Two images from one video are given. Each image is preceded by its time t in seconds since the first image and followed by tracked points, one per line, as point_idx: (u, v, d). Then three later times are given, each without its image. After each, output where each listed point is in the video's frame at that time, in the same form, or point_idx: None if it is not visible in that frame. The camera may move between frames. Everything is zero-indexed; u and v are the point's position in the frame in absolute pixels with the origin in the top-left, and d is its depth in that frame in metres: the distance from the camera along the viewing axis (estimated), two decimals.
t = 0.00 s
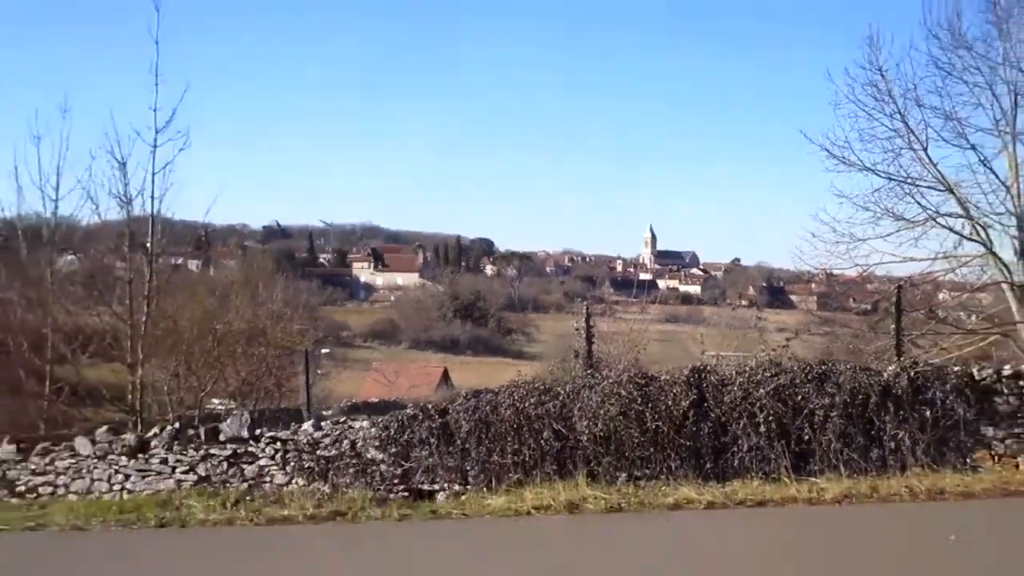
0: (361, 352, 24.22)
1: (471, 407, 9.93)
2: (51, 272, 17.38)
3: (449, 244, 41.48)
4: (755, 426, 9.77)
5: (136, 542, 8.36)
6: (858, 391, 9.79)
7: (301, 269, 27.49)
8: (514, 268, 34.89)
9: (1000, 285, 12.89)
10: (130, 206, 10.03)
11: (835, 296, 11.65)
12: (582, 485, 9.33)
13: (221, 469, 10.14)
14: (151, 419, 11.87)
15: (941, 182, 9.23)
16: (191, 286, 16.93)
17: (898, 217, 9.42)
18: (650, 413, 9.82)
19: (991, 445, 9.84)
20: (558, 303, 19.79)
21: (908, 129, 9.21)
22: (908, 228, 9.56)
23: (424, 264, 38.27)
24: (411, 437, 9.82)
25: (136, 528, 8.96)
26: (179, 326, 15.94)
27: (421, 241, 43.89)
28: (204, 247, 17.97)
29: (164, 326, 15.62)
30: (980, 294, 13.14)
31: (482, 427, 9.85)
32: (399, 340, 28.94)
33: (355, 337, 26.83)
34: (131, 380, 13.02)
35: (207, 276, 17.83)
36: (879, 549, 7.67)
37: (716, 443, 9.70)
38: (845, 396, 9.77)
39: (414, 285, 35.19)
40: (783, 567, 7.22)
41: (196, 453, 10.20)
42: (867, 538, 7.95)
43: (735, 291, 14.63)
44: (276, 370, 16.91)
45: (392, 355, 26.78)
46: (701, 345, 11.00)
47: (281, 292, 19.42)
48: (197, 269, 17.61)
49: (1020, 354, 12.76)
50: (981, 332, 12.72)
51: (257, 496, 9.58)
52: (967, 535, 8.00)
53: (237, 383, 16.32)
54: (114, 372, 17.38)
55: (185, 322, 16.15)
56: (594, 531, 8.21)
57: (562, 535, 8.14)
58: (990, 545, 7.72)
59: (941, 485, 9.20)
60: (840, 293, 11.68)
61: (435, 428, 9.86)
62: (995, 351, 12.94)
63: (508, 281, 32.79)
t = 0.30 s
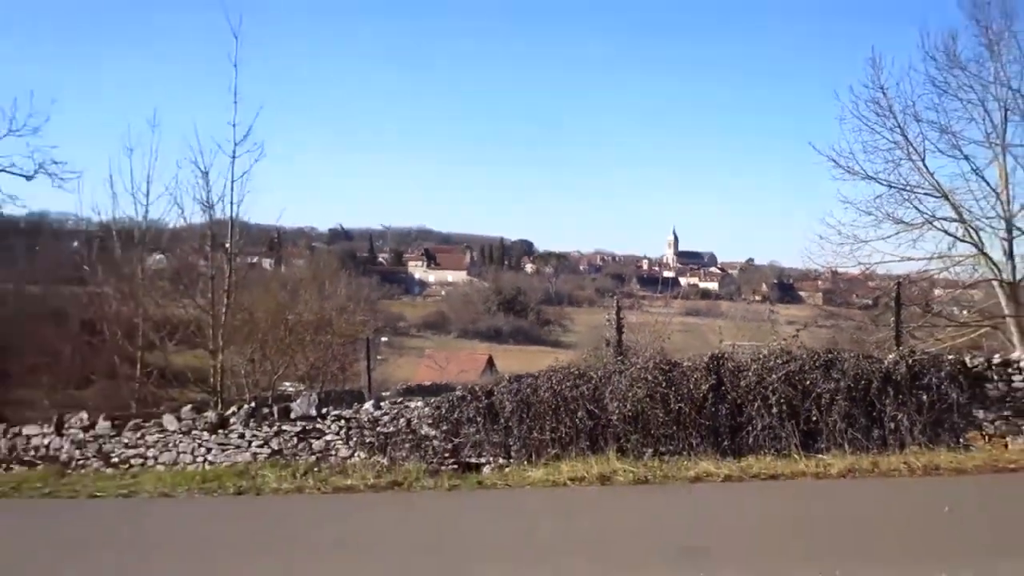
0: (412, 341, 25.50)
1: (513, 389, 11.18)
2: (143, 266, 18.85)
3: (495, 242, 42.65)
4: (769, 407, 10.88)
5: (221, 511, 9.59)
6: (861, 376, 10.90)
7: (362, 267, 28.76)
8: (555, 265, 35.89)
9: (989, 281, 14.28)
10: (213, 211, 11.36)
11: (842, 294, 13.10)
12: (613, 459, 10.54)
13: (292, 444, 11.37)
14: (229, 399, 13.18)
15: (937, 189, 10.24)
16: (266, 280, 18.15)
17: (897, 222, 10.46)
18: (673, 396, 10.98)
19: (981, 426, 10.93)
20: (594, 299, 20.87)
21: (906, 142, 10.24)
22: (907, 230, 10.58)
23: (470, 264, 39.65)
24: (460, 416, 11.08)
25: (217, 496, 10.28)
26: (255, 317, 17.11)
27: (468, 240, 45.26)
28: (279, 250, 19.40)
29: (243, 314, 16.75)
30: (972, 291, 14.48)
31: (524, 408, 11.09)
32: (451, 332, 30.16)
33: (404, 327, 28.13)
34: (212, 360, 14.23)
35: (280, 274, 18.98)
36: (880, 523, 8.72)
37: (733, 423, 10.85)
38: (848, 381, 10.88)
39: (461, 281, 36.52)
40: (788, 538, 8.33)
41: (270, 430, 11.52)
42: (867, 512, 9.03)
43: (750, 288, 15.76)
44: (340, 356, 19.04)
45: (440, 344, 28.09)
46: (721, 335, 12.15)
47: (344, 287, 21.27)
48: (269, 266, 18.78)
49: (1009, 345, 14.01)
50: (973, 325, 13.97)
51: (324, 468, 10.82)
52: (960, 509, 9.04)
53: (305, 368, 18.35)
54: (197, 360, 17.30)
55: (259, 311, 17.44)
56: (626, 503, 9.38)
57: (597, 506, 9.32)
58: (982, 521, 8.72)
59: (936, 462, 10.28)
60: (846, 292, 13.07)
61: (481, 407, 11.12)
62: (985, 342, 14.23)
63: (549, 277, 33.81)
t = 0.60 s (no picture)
0: (462, 336, 26.67)
1: (560, 379, 12.18)
2: (222, 266, 19.55)
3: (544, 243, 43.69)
4: (798, 397, 11.73)
5: (296, 490, 10.72)
6: (883, 368, 11.74)
7: (423, 269, 30.05)
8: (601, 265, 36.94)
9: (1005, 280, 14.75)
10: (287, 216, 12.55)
11: (864, 294, 13.80)
12: (652, 444, 11.50)
13: (358, 429, 12.41)
14: (301, 388, 14.46)
15: (956, 195, 10.98)
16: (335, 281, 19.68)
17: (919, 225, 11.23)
18: (708, 385, 11.89)
19: (999, 416, 11.66)
20: (635, 297, 21.83)
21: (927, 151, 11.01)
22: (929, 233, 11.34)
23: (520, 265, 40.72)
24: (512, 403, 12.11)
25: (291, 475, 11.38)
26: (325, 313, 18.51)
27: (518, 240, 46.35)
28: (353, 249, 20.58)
29: (315, 310, 18.24)
30: (988, 290, 15.01)
31: (570, 396, 12.07)
32: (503, 327, 31.33)
33: (456, 321, 29.29)
34: (288, 353, 15.59)
35: (347, 273, 20.15)
36: (900, 508, 9.48)
37: (764, 411, 11.73)
38: (872, 373, 11.72)
39: (511, 280, 37.61)
40: (812, 521, 9.17)
41: (338, 416, 12.65)
42: (887, 497, 9.82)
43: (779, 285, 16.69)
44: (404, 349, 20.52)
45: (489, 337, 29.19)
46: (752, 330, 13.04)
47: (406, 284, 22.73)
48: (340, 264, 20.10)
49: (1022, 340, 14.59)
50: (989, 320, 14.67)
51: (387, 450, 11.88)
52: (978, 496, 9.73)
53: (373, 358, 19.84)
54: (274, 351, 18.42)
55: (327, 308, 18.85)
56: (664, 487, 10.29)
57: (637, 489, 10.26)
58: (998, 507, 9.38)
59: (954, 448, 11.07)
60: (868, 292, 13.69)
61: (531, 396, 12.13)
62: (1001, 337, 14.83)
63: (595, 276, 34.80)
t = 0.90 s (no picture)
0: (526, 321, 27.89)
1: (618, 362, 13.18)
2: (308, 257, 21.19)
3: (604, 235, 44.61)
4: (840, 381, 12.57)
5: (379, 459, 11.98)
6: (922, 356, 12.52)
7: (490, 259, 31.34)
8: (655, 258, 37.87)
9: None
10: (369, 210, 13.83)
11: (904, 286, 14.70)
12: (703, 424, 12.49)
13: (432, 405, 13.59)
14: (381, 367, 15.85)
15: (992, 194, 11.67)
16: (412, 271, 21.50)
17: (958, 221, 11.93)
18: (756, 369, 12.78)
19: None
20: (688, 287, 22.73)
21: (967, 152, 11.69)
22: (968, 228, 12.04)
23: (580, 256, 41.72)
24: (573, 383, 13.17)
25: (371, 445, 12.61)
26: (402, 299, 20.12)
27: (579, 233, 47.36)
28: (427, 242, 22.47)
29: (393, 296, 19.81)
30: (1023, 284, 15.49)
31: (627, 377, 13.08)
32: (563, 313, 32.40)
33: (520, 307, 30.48)
34: (369, 336, 17.00)
35: (422, 264, 22.14)
36: (940, 487, 10.16)
37: (808, 394, 12.60)
38: (911, 360, 12.51)
39: (572, 272, 38.68)
40: (853, 498, 9.91)
41: (414, 392, 13.85)
42: (929, 476, 10.51)
43: (824, 280, 17.55)
44: (473, 333, 21.81)
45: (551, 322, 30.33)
46: (797, 320, 13.91)
47: (474, 273, 24.08)
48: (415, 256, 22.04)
49: None
50: None
51: (458, 425, 13.05)
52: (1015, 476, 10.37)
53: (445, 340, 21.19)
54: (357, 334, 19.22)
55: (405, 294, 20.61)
56: (715, 465, 11.19)
57: (688, 466, 11.21)
58: None
59: (988, 431, 11.83)
60: (907, 285, 14.62)
61: (591, 377, 13.17)
62: None
63: (650, 267, 35.74)
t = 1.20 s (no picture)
0: (590, 315, 28.81)
1: (678, 352, 13.93)
2: (388, 255, 22.60)
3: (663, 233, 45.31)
4: (893, 372, 13.18)
5: (455, 441, 13.01)
6: (974, 350, 13.11)
7: (555, 257, 32.33)
8: (712, 258, 38.52)
9: None
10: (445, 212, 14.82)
11: (955, 282, 15.54)
12: (759, 412, 13.26)
13: (503, 392, 14.60)
14: (455, 356, 16.95)
15: None
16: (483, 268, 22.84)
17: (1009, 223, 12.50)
18: (811, 361, 13.47)
19: None
20: (744, 282, 23.42)
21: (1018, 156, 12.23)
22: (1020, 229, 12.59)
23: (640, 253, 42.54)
24: (636, 372, 13.98)
25: (447, 429, 13.65)
26: (474, 293, 21.52)
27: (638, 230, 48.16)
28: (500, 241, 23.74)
29: (467, 290, 21.12)
30: None
31: (687, 367, 13.84)
32: (625, 307, 33.15)
33: (583, 300, 31.46)
34: (445, 326, 18.15)
35: (492, 261, 23.33)
36: (992, 475, 10.59)
37: (861, 384, 13.27)
38: (963, 352, 13.10)
39: (632, 268, 39.54)
40: (903, 486, 10.40)
41: (486, 379, 14.80)
42: (981, 466, 10.93)
43: (877, 276, 18.16)
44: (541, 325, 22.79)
45: (613, 315, 31.26)
46: (852, 315, 14.54)
47: (541, 269, 25.10)
48: (485, 253, 23.16)
49: None
50: None
51: (528, 411, 14.08)
52: None
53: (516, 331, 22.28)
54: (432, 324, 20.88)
55: (478, 288, 21.86)
56: (771, 452, 11.86)
57: (744, 453, 11.93)
58: None
59: None
60: (957, 281, 15.50)
61: (652, 366, 13.95)
62: None
63: (708, 266, 36.41)
